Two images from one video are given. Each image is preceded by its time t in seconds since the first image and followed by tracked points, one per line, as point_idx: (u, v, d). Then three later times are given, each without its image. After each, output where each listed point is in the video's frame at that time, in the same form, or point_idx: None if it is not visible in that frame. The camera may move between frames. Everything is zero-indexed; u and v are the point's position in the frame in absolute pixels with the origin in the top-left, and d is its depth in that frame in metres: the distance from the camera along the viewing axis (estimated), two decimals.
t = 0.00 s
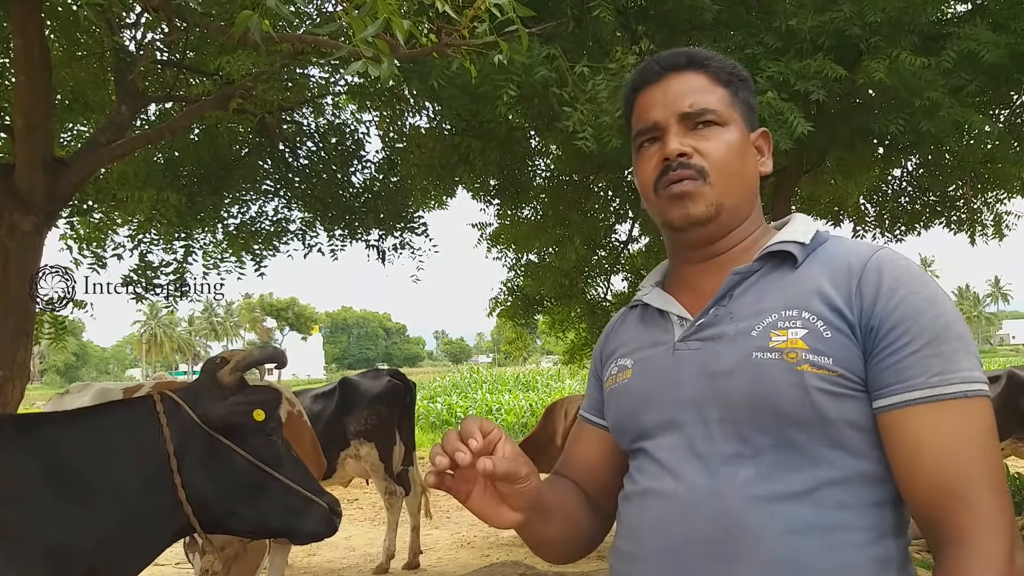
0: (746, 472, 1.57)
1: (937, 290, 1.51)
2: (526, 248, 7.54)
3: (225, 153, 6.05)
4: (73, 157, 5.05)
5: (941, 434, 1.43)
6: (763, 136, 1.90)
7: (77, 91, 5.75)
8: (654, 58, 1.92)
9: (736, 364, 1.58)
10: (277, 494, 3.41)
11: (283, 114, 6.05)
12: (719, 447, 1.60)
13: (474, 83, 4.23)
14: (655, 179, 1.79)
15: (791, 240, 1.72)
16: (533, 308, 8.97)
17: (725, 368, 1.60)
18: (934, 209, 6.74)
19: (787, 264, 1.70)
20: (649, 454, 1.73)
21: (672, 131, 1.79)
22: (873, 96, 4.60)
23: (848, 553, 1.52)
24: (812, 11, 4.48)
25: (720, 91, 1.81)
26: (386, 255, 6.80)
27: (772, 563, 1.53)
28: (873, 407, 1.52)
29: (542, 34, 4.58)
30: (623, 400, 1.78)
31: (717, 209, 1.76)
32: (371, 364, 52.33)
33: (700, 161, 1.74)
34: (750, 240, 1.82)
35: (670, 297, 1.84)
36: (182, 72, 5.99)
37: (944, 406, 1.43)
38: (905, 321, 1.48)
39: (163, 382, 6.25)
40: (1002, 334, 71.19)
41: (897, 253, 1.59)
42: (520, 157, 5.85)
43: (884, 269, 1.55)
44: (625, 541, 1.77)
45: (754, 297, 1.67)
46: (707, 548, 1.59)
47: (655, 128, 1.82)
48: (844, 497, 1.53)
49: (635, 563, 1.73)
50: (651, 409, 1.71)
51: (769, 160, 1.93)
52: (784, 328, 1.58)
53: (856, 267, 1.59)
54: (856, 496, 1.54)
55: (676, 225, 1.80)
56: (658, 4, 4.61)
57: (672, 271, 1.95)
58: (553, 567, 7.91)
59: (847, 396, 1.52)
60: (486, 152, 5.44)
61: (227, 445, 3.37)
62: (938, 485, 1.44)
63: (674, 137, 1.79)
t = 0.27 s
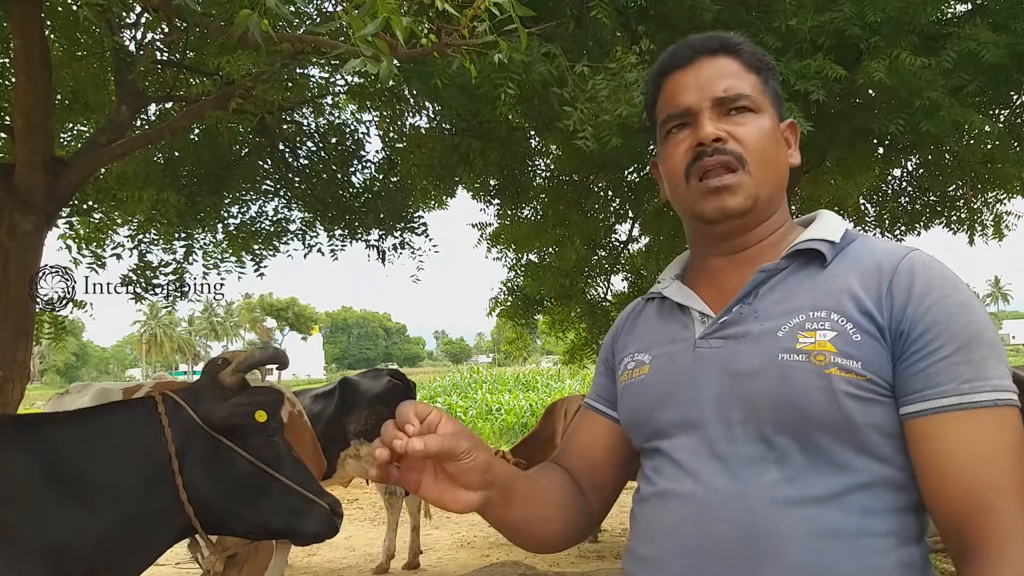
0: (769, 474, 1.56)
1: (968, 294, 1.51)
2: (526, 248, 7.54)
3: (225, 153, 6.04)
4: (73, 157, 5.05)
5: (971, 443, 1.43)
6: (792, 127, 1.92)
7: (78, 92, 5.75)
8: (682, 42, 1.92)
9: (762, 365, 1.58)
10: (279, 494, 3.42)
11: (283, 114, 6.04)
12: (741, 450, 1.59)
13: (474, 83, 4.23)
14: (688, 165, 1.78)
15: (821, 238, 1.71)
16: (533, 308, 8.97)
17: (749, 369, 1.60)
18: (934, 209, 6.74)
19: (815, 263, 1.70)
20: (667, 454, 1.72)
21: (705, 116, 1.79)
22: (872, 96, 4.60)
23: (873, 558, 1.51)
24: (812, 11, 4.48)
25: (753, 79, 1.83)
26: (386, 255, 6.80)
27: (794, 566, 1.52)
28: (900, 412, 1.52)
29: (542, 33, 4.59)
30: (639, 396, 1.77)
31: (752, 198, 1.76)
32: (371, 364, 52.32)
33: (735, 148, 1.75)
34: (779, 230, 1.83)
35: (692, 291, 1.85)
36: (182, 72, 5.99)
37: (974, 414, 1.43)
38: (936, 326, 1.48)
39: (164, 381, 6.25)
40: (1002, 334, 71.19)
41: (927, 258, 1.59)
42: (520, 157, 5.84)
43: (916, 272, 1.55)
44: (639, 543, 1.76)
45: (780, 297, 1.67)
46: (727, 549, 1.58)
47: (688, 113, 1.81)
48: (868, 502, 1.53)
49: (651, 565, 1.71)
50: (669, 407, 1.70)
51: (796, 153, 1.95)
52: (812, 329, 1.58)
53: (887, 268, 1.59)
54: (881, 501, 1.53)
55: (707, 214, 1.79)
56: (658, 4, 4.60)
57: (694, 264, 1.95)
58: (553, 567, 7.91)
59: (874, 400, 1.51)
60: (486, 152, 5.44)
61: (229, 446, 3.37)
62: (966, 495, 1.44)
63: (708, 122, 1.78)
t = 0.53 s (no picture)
0: (774, 475, 1.55)
1: (973, 297, 1.53)
2: (526, 248, 7.54)
3: (225, 153, 6.05)
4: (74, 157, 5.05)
5: (981, 447, 1.45)
6: (806, 134, 1.92)
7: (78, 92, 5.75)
8: (709, 34, 1.89)
9: (768, 366, 1.58)
10: (278, 494, 3.42)
11: (283, 114, 6.04)
12: (746, 451, 1.59)
13: (474, 83, 4.23)
14: (699, 166, 1.78)
15: (827, 239, 1.71)
16: (533, 308, 8.97)
17: (755, 370, 1.59)
18: (934, 209, 6.74)
19: (820, 265, 1.70)
20: (670, 454, 1.71)
21: (722, 119, 1.78)
22: (872, 96, 4.60)
23: (877, 558, 1.51)
24: (812, 11, 4.49)
25: (774, 84, 1.81)
26: (385, 255, 6.80)
27: (798, 566, 1.51)
28: (907, 415, 1.53)
29: (542, 33, 4.59)
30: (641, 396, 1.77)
31: (760, 207, 1.76)
32: (371, 364, 52.33)
33: (749, 155, 1.74)
34: (783, 239, 1.83)
35: (695, 291, 1.85)
36: (182, 72, 5.99)
37: (984, 417, 1.45)
38: (945, 330, 1.49)
39: (163, 381, 6.25)
40: (1003, 334, 71.17)
41: (931, 261, 1.60)
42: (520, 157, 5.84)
43: (922, 275, 1.56)
44: (639, 542, 1.75)
45: (786, 298, 1.67)
46: (730, 550, 1.57)
47: (705, 112, 1.80)
48: (871, 502, 1.53)
49: (653, 566, 1.69)
50: (672, 407, 1.70)
51: (807, 159, 1.95)
52: (819, 331, 1.57)
53: (893, 271, 1.60)
54: (885, 500, 1.54)
55: (714, 217, 1.79)
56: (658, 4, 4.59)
57: (697, 263, 1.95)
58: (553, 567, 7.90)
59: (880, 402, 1.52)
60: (486, 152, 5.44)
61: (228, 446, 3.38)
62: (976, 499, 1.46)
63: (725, 125, 1.77)
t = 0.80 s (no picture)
0: (787, 473, 1.55)
1: (980, 305, 1.56)
2: (526, 248, 7.54)
3: (225, 153, 6.05)
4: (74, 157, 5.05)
5: (989, 450, 1.48)
6: (821, 139, 1.93)
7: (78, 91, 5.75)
8: (733, 32, 1.90)
9: (785, 365, 1.58)
10: (279, 494, 3.44)
11: (283, 114, 6.03)
12: (760, 449, 1.58)
13: (474, 83, 4.23)
14: (713, 158, 1.78)
15: (840, 242, 1.72)
16: (533, 308, 8.97)
17: (771, 369, 1.59)
18: (934, 209, 6.74)
19: (833, 266, 1.70)
20: (678, 452, 1.69)
21: (741, 113, 1.79)
22: (872, 96, 4.60)
23: (887, 557, 1.51)
24: (812, 11, 4.48)
25: (794, 84, 1.82)
26: (385, 255, 6.80)
27: (810, 564, 1.51)
28: (917, 417, 1.54)
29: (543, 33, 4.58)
30: (648, 393, 1.75)
31: (771, 202, 1.76)
32: (371, 364, 52.33)
33: (764, 149, 1.74)
34: (791, 240, 1.83)
35: (705, 288, 1.84)
36: (182, 72, 5.99)
37: (991, 421, 1.49)
38: (958, 335, 1.52)
39: (163, 382, 6.25)
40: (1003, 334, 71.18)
41: (939, 267, 1.63)
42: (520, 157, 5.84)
43: (935, 281, 1.58)
44: (645, 541, 1.74)
45: (800, 299, 1.67)
46: (742, 547, 1.55)
47: (723, 106, 1.81)
48: (881, 502, 1.53)
49: (660, 564, 1.67)
50: (683, 405, 1.68)
51: (819, 165, 1.96)
52: (836, 332, 1.57)
53: (908, 275, 1.61)
54: (894, 500, 1.54)
55: (725, 210, 1.79)
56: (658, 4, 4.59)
57: (704, 259, 1.94)
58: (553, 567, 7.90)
59: (895, 404, 1.53)
60: (486, 152, 5.43)
61: (228, 446, 3.38)
62: (982, 500, 1.50)
63: (743, 119, 1.78)
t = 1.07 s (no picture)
0: (785, 475, 1.55)
1: (980, 305, 1.56)
2: (526, 248, 7.55)
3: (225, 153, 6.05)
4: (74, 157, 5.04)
5: (987, 450, 1.48)
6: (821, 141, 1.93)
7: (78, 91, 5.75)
8: (737, 32, 1.91)
9: (783, 367, 1.57)
10: (280, 494, 3.44)
11: (283, 115, 6.03)
12: (757, 451, 1.58)
13: (474, 83, 4.23)
14: (717, 157, 1.78)
15: (838, 243, 1.71)
16: (533, 308, 8.97)
17: (769, 370, 1.58)
18: (934, 209, 6.74)
19: (831, 268, 1.70)
20: (677, 453, 1.69)
21: (745, 112, 1.79)
22: (873, 96, 4.59)
23: (885, 558, 1.51)
24: (812, 11, 4.48)
25: (796, 84, 1.83)
26: (385, 255, 6.80)
27: (808, 564, 1.52)
28: (915, 418, 1.55)
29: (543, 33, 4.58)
30: (648, 394, 1.75)
31: (774, 204, 1.77)
32: (371, 364, 52.34)
33: (768, 149, 1.75)
34: (792, 242, 1.83)
35: (704, 289, 1.84)
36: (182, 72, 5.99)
37: (990, 422, 1.48)
38: (957, 336, 1.51)
39: (163, 382, 6.25)
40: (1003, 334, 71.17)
41: (939, 268, 1.63)
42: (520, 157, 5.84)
43: (934, 282, 1.58)
44: (644, 541, 1.74)
45: (798, 300, 1.67)
46: (740, 548, 1.56)
47: (728, 105, 1.81)
48: (879, 502, 1.53)
49: (659, 563, 1.68)
50: (682, 406, 1.68)
51: (820, 166, 1.96)
52: (834, 333, 1.57)
53: (906, 277, 1.61)
54: (892, 501, 1.54)
55: (728, 211, 1.79)
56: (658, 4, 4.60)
57: (703, 259, 1.94)
58: (553, 567, 7.91)
59: (893, 405, 1.53)
60: (487, 152, 5.43)
61: (229, 446, 3.38)
62: (980, 500, 1.49)
63: (747, 119, 1.78)
